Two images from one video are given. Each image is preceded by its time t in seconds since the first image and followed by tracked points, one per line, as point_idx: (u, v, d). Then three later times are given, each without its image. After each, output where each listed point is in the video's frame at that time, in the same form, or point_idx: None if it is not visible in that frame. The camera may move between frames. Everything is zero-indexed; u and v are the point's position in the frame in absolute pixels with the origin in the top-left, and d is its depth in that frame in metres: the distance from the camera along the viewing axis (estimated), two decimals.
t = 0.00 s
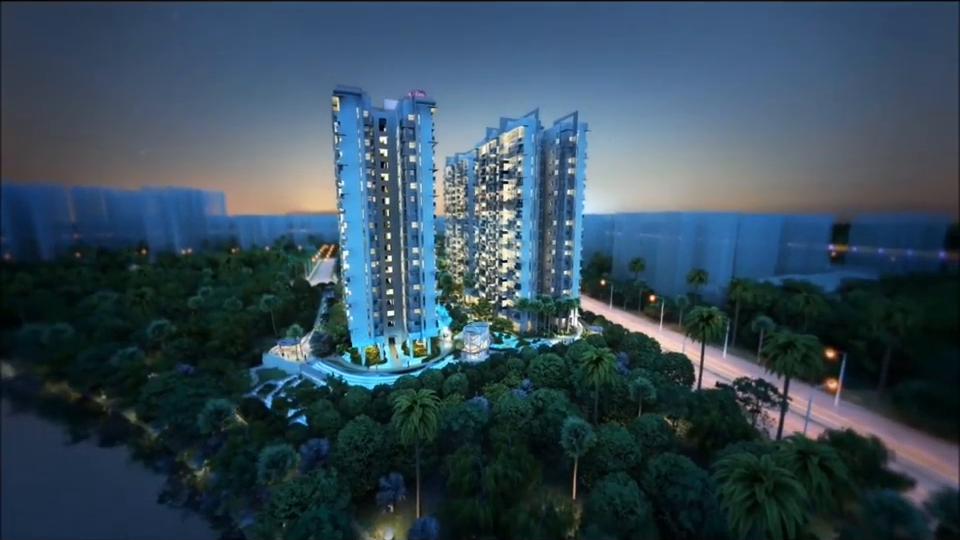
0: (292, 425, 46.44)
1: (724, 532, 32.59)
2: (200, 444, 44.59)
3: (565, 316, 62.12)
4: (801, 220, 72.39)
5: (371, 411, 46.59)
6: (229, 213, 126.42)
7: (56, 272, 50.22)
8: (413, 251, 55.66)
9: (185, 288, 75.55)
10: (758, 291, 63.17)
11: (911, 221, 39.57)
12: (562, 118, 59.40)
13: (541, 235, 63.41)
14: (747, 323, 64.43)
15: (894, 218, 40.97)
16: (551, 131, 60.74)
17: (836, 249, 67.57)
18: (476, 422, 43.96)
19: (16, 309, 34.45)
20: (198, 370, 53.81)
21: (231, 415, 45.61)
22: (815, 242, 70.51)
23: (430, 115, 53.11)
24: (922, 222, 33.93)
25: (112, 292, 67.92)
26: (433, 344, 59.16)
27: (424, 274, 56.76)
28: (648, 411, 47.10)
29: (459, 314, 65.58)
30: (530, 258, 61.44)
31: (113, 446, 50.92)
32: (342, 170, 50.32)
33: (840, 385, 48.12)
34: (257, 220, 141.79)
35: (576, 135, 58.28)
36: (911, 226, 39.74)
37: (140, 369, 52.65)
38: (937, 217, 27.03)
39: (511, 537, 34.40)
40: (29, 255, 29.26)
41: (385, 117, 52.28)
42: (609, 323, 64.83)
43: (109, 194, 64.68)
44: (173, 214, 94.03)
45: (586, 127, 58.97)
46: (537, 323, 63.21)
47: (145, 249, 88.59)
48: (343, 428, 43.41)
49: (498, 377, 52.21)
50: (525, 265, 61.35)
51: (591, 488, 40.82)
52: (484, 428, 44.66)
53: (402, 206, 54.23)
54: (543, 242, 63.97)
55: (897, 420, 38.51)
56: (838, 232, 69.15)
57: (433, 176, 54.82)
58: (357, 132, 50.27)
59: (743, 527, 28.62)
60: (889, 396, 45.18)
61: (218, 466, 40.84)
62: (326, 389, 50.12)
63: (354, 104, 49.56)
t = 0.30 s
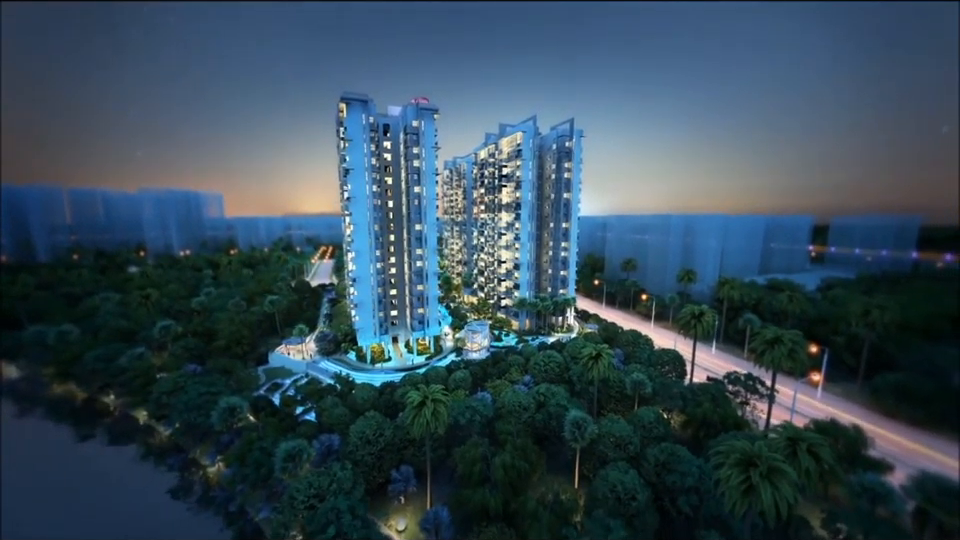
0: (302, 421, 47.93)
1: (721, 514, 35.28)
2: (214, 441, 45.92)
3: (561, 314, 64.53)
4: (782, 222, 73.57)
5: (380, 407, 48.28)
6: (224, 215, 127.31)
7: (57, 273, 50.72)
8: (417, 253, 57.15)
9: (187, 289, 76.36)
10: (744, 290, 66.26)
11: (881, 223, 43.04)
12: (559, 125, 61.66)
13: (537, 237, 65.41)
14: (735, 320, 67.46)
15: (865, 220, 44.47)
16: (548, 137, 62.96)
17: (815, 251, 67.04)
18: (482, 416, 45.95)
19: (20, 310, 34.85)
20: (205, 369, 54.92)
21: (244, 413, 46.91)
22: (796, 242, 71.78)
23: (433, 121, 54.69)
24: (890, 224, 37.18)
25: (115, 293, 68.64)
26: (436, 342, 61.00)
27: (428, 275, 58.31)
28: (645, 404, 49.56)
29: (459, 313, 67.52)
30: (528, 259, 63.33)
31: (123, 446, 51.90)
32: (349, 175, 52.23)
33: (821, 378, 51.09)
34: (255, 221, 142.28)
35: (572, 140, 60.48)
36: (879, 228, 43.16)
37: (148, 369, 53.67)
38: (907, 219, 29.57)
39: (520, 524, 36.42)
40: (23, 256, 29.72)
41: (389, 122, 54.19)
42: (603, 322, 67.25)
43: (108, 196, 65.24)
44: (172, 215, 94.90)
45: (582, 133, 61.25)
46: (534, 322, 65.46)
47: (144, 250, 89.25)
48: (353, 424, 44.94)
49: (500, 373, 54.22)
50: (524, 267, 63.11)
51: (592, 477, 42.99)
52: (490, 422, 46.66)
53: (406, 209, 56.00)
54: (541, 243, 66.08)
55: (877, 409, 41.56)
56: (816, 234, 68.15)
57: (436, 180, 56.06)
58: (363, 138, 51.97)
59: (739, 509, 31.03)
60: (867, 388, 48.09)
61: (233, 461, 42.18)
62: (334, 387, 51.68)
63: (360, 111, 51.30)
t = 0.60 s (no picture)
0: (310, 418, 49.14)
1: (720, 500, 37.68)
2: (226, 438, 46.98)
3: (559, 313, 66.61)
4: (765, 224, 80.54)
5: (387, 403, 49.69)
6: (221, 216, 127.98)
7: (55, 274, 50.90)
8: (420, 254, 58.62)
9: (188, 290, 76.89)
10: (733, 289, 69.03)
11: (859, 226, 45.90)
12: (556, 129, 63.61)
13: (535, 238, 67.23)
14: (724, 317, 70.19)
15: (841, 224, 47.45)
16: (545, 141, 64.86)
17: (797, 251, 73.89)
18: (487, 410, 47.62)
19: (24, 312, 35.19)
20: (211, 369, 55.70)
21: (255, 411, 47.95)
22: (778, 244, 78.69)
23: (436, 125, 56.17)
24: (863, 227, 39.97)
25: (116, 294, 69.15)
26: (438, 340, 62.55)
27: (431, 274, 59.90)
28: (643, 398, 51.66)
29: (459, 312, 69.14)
30: (527, 259, 65.05)
31: (130, 445, 52.60)
32: (354, 177, 53.27)
33: (808, 371, 53.67)
34: (253, 222, 142.72)
35: (569, 144, 62.39)
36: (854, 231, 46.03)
37: (154, 369, 54.41)
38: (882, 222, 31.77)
39: (528, 512, 38.14)
40: (19, 258, 30.30)
41: (393, 126, 56.12)
42: (599, 320, 69.44)
43: (106, 198, 65.48)
44: (170, 216, 95.54)
45: (578, 138, 63.27)
46: (533, 320, 67.38)
47: (142, 251, 89.79)
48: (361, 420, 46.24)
49: (502, 370, 55.94)
50: (523, 266, 64.84)
51: (595, 468, 44.82)
52: (495, 416, 48.33)
53: (410, 210, 57.43)
54: (539, 244, 67.88)
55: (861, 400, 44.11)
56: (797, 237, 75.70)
57: (438, 182, 57.45)
58: (369, 141, 53.07)
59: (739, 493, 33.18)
60: (850, 381, 50.78)
61: (246, 457, 43.31)
62: (341, 385, 52.92)
63: (366, 114, 52.30)
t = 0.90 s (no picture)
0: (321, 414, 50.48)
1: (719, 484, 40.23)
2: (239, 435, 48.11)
3: (556, 311, 68.92)
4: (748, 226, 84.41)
5: (396, 399, 51.27)
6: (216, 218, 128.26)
7: (53, 276, 51.19)
8: (425, 255, 60.42)
9: (189, 291, 77.54)
10: (720, 287, 72.21)
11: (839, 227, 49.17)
12: (554, 134, 66.07)
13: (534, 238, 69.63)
14: (713, 314, 73.35)
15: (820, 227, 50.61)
16: (543, 145, 67.20)
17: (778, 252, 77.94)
18: (494, 404, 49.59)
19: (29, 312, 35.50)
20: (219, 368, 56.58)
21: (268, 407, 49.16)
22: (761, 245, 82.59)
23: (440, 130, 57.78)
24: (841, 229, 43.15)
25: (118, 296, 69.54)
26: (441, 338, 64.31)
27: (435, 275, 61.61)
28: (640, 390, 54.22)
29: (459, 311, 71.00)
30: (526, 259, 67.30)
31: (140, 444, 53.35)
32: (361, 180, 54.98)
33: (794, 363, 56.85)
34: (249, 224, 143.11)
35: (566, 149, 64.84)
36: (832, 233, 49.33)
37: (163, 368, 55.20)
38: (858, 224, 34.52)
39: (539, 499, 40.19)
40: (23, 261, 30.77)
41: (397, 131, 58.09)
42: (594, 317, 71.96)
43: (104, 201, 65.72)
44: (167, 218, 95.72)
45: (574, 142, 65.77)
46: (531, 318, 69.52)
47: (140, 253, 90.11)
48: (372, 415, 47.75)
49: (504, 366, 57.90)
50: (522, 266, 67.17)
51: (598, 458, 47.03)
52: (501, 409, 50.29)
53: (415, 213, 59.06)
54: (537, 244, 70.12)
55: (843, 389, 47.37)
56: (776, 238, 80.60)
57: (442, 184, 59.22)
58: (375, 145, 54.82)
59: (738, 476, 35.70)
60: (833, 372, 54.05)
61: (262, 452, 44.38)
62: (349, 382, 54.32)
63: (373, 120, 54.07)
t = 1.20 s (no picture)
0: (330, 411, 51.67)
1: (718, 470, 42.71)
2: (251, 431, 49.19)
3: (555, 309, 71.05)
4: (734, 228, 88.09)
5: (404, 395, 52.74)
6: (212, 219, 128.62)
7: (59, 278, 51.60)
8: (429, 256, 61.99)
9: (191, 292, 78.11)
10: (711, 286, 75.27)
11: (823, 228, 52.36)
12: (551, 138, 68.44)
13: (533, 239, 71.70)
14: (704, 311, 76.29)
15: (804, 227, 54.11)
16: (541, 149, 69.45)
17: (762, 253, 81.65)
18: (500, 399, 51.39)
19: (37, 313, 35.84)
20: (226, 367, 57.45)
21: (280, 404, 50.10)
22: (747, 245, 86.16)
23: (443, 133, 59.00)
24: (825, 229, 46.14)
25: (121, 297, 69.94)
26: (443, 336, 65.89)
27: (439, 275, 62.91)
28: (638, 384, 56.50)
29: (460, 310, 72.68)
30: (525, 259, 69.23)
31: (149, 443, 54.06)
32: (369, 183, 56.90)
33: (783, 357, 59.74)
34: (245, 225, 143.63)
35: (564, 153, 67.19)
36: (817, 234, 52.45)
37: (171, 368, 55.97)
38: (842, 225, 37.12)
39: (548, 487, 42.10)
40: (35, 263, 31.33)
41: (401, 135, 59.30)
42: (590, 315, 74.34)
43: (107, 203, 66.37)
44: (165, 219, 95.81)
45: (571, 147, 68.16)
46: (530, 316, 71.51)
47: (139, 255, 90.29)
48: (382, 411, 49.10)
49: (507, 362, 59.76)
50: (522, 266, 69.14)
51: (601, 448, 49.07)
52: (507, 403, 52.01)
53: (419, 214, 60.54)
54: (535, 245, 72.18)
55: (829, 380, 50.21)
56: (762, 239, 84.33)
57: (446, 187, 60.61)
58: (382, 148, 56.56)
59: (736, 461, 38.13)
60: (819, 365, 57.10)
61: (277, 447, 45.59)
62: (357, 379, 55.58)
63: (379, 124, 55.85)
